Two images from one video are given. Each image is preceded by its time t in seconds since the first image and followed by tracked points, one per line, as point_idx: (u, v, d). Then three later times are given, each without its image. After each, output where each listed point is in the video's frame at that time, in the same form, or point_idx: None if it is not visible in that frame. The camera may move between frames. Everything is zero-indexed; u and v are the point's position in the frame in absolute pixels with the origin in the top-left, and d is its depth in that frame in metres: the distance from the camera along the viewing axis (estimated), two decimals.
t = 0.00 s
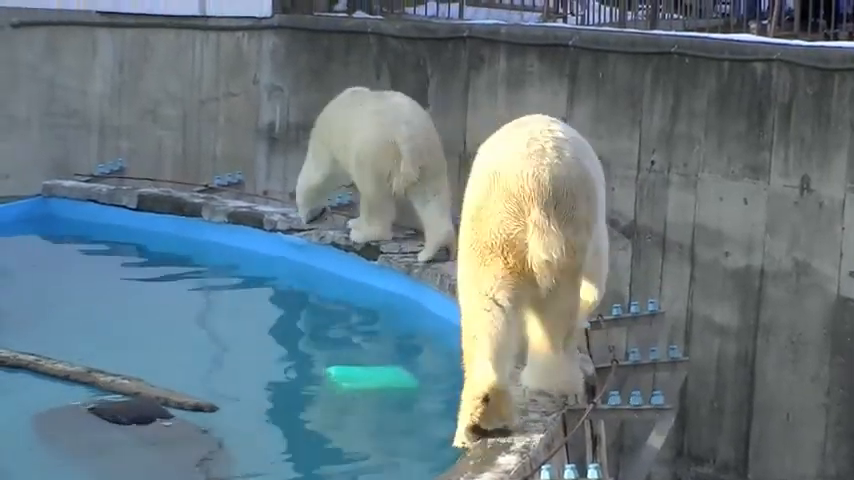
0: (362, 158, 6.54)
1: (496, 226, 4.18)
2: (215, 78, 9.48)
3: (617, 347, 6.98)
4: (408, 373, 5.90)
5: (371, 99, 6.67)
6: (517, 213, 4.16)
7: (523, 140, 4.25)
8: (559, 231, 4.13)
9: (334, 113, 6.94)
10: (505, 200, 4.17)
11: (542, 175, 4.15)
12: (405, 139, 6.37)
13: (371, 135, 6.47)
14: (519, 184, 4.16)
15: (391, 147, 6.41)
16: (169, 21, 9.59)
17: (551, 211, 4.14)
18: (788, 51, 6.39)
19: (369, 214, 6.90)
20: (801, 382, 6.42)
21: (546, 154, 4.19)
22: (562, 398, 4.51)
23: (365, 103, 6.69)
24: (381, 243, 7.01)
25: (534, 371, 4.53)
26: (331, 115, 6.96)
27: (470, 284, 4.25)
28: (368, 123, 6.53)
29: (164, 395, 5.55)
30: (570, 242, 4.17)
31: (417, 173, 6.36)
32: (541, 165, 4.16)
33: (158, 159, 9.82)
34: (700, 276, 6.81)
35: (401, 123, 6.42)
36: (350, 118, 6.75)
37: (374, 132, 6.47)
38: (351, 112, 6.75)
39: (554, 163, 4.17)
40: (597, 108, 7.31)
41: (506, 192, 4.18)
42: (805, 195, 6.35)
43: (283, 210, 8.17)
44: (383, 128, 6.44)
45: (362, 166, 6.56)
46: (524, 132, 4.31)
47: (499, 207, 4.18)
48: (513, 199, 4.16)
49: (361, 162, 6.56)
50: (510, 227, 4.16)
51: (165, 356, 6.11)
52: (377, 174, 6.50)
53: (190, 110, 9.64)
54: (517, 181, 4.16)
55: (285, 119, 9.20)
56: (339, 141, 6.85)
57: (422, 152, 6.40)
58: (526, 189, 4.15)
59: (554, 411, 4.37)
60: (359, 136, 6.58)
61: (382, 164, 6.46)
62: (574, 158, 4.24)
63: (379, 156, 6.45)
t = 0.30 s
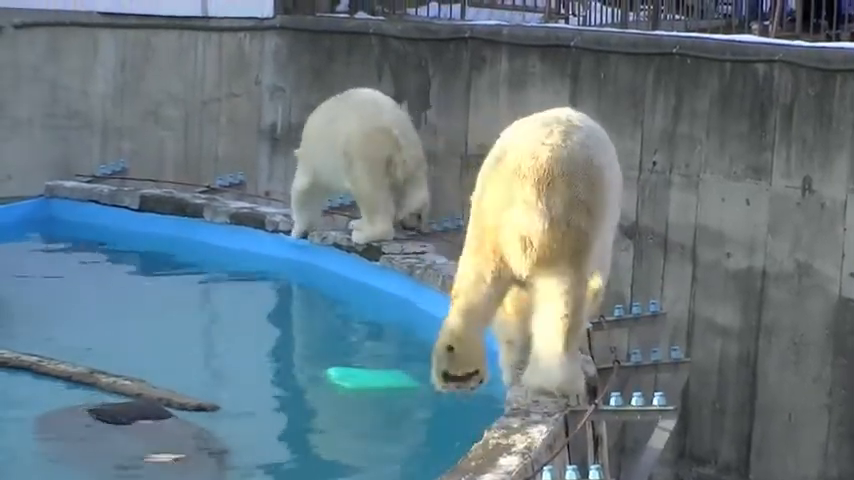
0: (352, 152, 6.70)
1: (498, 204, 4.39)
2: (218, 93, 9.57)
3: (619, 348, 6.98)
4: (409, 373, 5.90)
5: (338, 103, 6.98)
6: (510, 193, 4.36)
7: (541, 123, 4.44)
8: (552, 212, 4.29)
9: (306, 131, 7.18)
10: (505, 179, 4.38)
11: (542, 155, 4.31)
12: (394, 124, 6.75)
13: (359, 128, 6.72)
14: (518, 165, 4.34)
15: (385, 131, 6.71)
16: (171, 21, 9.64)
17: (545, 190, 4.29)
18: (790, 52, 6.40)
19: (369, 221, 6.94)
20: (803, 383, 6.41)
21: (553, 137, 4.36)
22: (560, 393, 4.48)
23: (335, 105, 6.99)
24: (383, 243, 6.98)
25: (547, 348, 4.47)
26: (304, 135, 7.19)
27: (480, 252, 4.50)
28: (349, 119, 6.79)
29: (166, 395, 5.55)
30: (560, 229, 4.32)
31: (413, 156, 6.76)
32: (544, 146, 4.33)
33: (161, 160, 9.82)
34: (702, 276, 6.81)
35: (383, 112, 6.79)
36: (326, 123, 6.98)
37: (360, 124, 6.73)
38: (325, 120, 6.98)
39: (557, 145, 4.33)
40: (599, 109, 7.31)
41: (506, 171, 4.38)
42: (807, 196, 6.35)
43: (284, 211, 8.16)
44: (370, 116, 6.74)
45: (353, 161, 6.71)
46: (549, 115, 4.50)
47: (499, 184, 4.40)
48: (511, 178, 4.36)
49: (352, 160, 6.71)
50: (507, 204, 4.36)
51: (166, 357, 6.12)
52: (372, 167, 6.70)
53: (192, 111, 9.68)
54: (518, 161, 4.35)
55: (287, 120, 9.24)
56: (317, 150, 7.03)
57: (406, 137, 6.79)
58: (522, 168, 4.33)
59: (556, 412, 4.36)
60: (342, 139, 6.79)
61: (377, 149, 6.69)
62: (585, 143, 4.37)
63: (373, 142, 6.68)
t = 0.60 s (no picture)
0: (342, 153, 6.78)
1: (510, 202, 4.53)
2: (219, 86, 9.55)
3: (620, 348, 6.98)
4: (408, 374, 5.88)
5: (323, 100, 7.01)
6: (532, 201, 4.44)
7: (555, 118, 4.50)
8: (554, 213, 4.38)
9: (295, 124, 7.17)
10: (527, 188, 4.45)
11: (550, 157, 4.39)
12: (382, 122, 6.84)
13: (345, 127, 6.76)
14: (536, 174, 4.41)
15: (373, 130, 6.80)
16: (172, 21, 9.64)
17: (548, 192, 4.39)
18: (791, 53, 6.39)
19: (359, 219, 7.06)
20: (805, 384, 6.41)
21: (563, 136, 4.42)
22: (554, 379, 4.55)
23: (320, 102, 7.01)
24: (384, 244, 7.03)
25: (548, 342, 4.52)
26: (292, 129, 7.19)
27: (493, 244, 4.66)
28: (335, 119, 6.83)
29: (168, 395, 5.55)
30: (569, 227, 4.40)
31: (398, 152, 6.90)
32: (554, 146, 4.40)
33: (162, 161, 9.83)
34: (703, 277, 6.81)
35: (370, 110, 6.85)
36: (314, 120, 7.00)
37: (348, 124, 6.78)
38: (313, 117, 6.99)
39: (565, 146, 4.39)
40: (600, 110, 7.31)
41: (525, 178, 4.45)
42: (809, 197, 6.35)
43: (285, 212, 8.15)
44: (357, 115, 6.80)
45: (344, 162, 6.79)
46: (561, 111, 4.55)
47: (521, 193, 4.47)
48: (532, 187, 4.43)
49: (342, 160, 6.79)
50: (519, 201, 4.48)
51: (165, 358, 6.11)
52: (361, 166, 6.80)
53: (193, 110, 9.69)
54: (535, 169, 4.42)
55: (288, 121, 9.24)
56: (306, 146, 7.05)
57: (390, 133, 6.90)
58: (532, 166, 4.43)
59: (557, 413, 4.34)
60: (329, 138, 6.83)
61: (367, 150, 6.77)
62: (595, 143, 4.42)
63: (363, 143, 6.76)
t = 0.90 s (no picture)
0: (330, 146, 6.95)
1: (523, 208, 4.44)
2: (223, 92, 9.60)
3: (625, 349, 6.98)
4: (413, 376, 5.87)
5: (325, 97, 7.20)
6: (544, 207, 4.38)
7: (557, 120, 4.47)
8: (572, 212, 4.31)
9: (294, 121, 7.44)
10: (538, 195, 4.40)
11: (565, 164, 4.35)
12: (372, 118, 6.84)
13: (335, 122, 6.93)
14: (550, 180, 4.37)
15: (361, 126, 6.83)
16: (176, 24, 9.67)
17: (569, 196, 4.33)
18: (795, 54, 6.39)
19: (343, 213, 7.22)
20: (810, 386, 6.40)
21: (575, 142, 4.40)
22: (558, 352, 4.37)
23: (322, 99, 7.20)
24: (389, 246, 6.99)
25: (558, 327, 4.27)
26: (291, 128, 7.45)
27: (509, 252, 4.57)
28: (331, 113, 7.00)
29: (172, 396, 5.55)
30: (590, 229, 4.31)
31: (388, 150, 6.84)
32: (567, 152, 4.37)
33: (166, 162, 9.83)
34: (708, 279, 6.81)
35: (364, 106, 6.89)
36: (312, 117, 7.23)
37: (340, 118, 6.92)
38: (309, 115, 7.26)
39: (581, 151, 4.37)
40: (604, 112, 7.31)
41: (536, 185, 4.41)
42: (813, 198, 6.35)
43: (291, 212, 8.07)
44: (349, 110, 6.89)
45: (331, 154, 6.95)
46: (563, 112, 4.51)
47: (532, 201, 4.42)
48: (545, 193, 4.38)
49: (329, 152, 6.96)
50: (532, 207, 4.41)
51: (171, 359, 6.10)
52: (347, 160, 6.91)
53: (197, 112, 9.70)
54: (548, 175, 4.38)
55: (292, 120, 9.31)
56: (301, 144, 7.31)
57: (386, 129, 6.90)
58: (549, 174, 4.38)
59: (562, 414, 4.33)
60: (324, 131, 7.02)
61: (353, 144, 6.88)
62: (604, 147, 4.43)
63: (349, 137, 6.88)
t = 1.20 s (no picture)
0: (331, 146, 6.76)
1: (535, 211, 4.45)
2: (236, 95, 9.59)
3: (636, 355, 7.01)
4: (423, 381, 5.86)
5: (321, 92, 7.00)
6: (552, 201, 4.41)
7: (549, 120, 4.51)
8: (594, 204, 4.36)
9: (291, 115, 7.28)
10: (543, 191, 4.42)
11: (566, 158, 4.39)
12: (372, 119, 6.68)
13: (334, 122, 6.74)
14: (552, 175, 4.40)
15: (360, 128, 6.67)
16: (189, 28, 9.63)
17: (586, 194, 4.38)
18: (807, 59, 6.39)
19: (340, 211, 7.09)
20: (822, 392, 6.40)
21: (571, 139, 4.43)
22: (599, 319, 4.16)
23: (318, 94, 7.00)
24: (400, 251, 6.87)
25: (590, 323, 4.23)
26: (289, 120, 7.29)
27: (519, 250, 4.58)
28: (328, 111, 6.81)
29: (184, 402, 5.55)
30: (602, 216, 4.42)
31: (388, 152, 6.73)
32: (565, 148, 4.40)
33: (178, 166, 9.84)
34: (719, 283, 6.82)
35: (363, 105, 6.72)
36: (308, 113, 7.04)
37: (339, 118, 6.72)
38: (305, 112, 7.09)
39: (579, 148, 4.41)
40: (616, 116, 7.34)
41: (537, 179, 4.44)
42: (825, 203, 6.34)
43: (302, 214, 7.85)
44: (348, 110, 6.71)
45: (331, 155, 6.78)
46: (554, 109, 4.56)
47: (537, 196, 4.44)
48: (548, 188, 4.41)
49: (329, 152, 6.78)
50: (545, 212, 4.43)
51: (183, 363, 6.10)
52: (348, 160, 6.75)
53: (208, 119, 9.72)
54: (549, 170, 4.40)
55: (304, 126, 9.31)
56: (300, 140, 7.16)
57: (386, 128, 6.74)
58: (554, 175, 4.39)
59: (573, 418, 4.30)
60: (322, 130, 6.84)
61: (353, 145, 6.71)
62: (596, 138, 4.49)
63: (349, 139, 6.70)
